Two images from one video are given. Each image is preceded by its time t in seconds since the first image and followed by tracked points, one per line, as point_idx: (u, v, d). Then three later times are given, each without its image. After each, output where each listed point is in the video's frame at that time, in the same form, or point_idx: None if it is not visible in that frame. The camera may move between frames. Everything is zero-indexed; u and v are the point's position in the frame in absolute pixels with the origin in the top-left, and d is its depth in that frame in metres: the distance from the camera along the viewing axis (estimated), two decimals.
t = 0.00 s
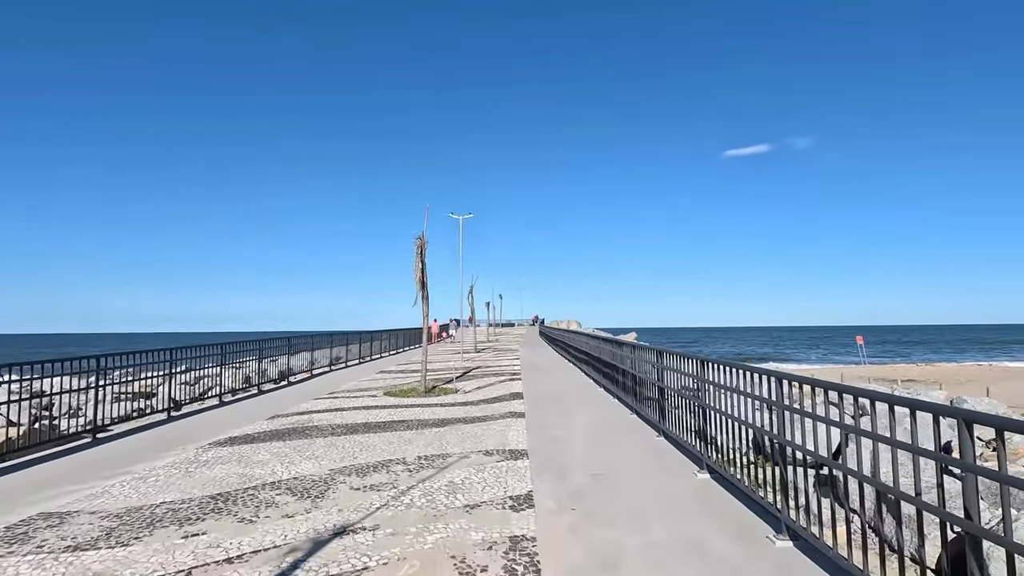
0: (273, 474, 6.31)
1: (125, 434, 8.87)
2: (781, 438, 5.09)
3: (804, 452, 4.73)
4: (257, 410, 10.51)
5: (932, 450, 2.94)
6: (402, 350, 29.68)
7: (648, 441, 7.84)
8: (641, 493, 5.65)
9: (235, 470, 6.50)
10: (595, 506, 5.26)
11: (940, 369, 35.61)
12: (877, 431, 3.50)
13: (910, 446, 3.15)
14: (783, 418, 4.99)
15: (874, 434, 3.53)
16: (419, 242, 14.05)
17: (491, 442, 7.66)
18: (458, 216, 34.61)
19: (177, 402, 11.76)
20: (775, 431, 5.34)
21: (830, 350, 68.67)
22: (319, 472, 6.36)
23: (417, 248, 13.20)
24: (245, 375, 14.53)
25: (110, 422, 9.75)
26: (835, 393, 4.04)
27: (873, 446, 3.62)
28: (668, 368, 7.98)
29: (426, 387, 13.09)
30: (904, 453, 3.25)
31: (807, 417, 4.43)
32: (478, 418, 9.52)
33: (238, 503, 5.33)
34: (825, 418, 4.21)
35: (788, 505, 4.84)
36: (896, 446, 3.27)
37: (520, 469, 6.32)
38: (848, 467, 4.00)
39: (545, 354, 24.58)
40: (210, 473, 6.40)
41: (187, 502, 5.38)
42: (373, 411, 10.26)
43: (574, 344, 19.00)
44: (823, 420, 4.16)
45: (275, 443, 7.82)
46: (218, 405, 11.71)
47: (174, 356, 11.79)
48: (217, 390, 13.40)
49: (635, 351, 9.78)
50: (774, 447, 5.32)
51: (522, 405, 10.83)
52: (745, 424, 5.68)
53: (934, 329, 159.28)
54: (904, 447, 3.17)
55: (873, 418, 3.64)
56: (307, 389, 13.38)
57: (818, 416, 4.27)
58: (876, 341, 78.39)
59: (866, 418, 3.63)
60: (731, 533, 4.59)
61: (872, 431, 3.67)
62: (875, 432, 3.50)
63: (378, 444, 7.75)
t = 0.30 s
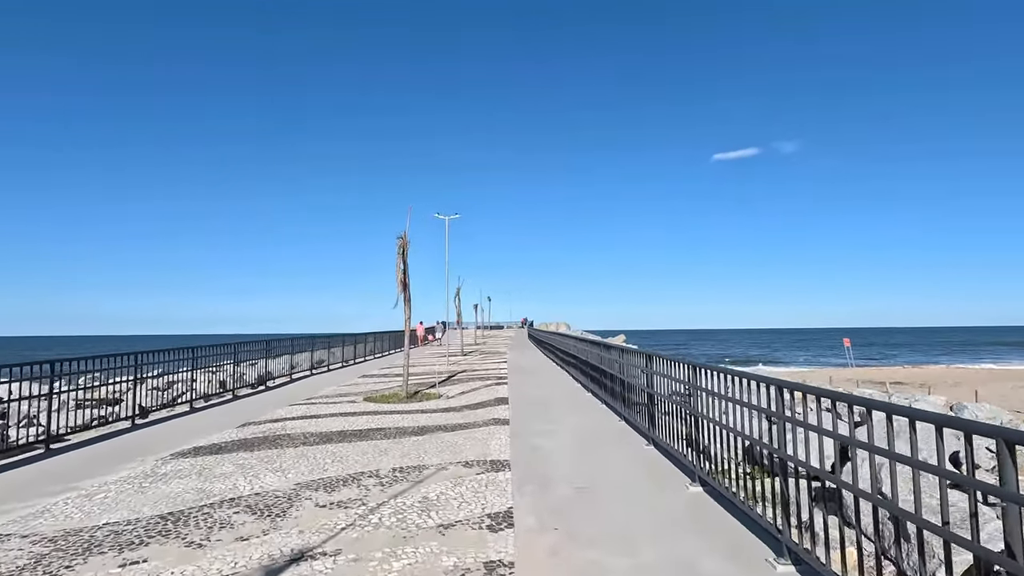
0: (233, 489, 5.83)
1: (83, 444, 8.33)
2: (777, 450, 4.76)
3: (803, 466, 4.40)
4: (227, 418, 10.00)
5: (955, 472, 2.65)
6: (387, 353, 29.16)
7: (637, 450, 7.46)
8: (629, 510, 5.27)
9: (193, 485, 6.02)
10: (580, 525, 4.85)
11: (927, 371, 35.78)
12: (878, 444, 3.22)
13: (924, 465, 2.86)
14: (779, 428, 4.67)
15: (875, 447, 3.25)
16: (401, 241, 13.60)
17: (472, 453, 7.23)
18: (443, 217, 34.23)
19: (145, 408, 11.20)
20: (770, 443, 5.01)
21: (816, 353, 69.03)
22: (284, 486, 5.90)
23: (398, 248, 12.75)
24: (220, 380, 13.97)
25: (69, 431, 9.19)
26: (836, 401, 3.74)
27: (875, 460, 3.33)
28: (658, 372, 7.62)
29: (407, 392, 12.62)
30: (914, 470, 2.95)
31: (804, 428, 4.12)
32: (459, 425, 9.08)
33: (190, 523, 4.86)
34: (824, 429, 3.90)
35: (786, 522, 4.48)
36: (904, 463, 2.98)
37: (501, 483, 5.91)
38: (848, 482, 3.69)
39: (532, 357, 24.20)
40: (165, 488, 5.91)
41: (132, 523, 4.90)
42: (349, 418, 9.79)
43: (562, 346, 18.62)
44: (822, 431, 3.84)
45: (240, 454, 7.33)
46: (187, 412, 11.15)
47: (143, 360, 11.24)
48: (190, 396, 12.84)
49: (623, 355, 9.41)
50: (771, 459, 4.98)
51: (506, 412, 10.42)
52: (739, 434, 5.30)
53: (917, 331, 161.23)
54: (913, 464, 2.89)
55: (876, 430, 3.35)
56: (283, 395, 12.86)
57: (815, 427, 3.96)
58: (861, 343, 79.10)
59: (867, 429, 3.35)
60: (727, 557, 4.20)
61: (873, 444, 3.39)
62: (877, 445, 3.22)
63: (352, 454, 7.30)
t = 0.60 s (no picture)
0: (187, 511, 5.33)
1: (36, 458, 7.77)
2: (776, 469, 4.41)
3: (802, 487, 4.04)
4: (196, 428, 9.44)
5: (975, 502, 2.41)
6: (373, 357, 28.59)
7: (627, 463, 7.02)
8: (618, 532, 4.85)
9: (144, 506, 5.51)
10: (564, 551, 4.41)
11: (915, 373, 35.78)
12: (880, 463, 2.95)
13: (940, 491, 2.61)
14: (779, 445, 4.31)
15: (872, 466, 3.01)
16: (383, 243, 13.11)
17: (452, 467, 6.77)
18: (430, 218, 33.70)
19: (110, 418, 10.62)
20: (769, 462, 4.66)
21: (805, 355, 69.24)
22: (244, 507, 5.41)
23: (380, 249, 12.28)
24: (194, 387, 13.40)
25: (24, 443, 8.61)
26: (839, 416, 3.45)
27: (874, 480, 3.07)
28: (649, 381, 7.22)
29: (389, 400, 12.12)
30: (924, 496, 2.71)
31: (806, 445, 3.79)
32: (441, 436, 8.61)
33: (131, 553, 4.36)
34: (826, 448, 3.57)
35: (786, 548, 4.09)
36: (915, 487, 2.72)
37: (481, 502, 5.46)
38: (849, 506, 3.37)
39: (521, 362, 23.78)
40: (114, 510, 5.40)
41: (67, 553, 4.41)
42: (325, 428, 9.28)
43: (551, 351, 18.21)
44: (824, 450, 3.52)
45: (203, 470, 6.82)
46: (155, 422, 10.59)
47: (109, 367, 10.67)
48: (161, 404, 12.27)
49: (613, 361, 9.01)
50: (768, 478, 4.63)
51: (491, 420, 9.97)
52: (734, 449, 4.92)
53: (903, 334, 162.82)
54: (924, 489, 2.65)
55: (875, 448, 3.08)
56: (259, 403, 12.30)
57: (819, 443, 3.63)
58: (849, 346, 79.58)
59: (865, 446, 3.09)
60: None
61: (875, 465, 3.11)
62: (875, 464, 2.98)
63: (323, 469, 6.81)
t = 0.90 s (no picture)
0: (138, 531, 4.87)
1: None
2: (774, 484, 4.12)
3: (799, 503, 3.75)
4: (162, 437, 8.94)
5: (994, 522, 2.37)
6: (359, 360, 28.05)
7: (617, 475, 6.62)
8: (607, 550, 4.48)
9: (91, 525, 5.04)
10: None
11: (905, 377, 35.82)
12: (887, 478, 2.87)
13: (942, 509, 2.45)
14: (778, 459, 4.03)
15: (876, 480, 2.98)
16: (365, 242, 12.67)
17: (432, 480, 6.35)
18: (418, 219, 33.23)
19: (74, 425, 10.07)
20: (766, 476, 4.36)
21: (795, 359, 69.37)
22: (201, 527, 4.96)
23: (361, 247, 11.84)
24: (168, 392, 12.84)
25: None
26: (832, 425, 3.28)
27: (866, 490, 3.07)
28: (641, 388, 6.87)
29: (370, 406, 11.66)
30: (934, 514, 2.67)
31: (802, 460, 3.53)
32: (421, 445, 8.17)
33: None
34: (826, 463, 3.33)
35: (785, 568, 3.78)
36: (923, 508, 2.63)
37: (460, 520, 5.04)
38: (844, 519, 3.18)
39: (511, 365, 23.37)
40: (57, 530, 4.92)
41: None
42: (301, 436, 8.81)
43: (541, 354, 17.81)
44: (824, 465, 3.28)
45: (163, 483, 6.35)
46: (122, 429, 10.06)
47: (73, 371, 10.12)
48: (131, 410, 11.71)
49: (603, 366, 8.65)
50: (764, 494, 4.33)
51: (475, 427, 9.56)
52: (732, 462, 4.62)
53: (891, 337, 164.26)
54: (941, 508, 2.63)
55: (874, 457, 3.04)
56: (235, 408, 11.79)
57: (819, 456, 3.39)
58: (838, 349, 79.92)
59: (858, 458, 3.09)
60: None
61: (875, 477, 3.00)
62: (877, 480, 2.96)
63: (293, 481, 6.36)
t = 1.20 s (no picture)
0: (83, 558, 4.41)
1: None
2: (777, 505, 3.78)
3: (804, 526, 3.42)
4: (130, 447, 8.45)
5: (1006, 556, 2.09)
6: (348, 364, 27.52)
7: (610, 490, 6.23)
8: None
9: (34, 550, 4.57)
10: None
11: (896, 380, 35.87)
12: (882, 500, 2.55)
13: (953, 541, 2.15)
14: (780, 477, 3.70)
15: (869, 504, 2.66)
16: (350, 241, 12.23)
17: (413, 497, 5.93)
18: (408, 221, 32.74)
19: (38, 434, 9.53)
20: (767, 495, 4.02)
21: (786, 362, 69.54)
22: (154, 552, 4.51)
23: (345, 246, 11.42)
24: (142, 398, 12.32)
25: None
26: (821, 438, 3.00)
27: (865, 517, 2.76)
28: (635, 397, 6.53)
29: (354, 412, 11.21)
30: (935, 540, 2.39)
31: (799, 478, 3.23)
32: (404, 456, 7.73)
33: None
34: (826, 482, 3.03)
35: None
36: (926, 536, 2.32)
37: (440, 543, 4.64)
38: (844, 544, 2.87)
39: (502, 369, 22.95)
40: None
41: None
42: (277, 446, 8.35)
43: (532, 358, 17.42)
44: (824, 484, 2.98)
45: (122, 500, 5.88)
46: (90, 438, 9.55)
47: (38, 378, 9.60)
48: (103, 418, 11.19)
49: (595, 373, 8.28)
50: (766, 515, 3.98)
51: (462, 436, 9.14)
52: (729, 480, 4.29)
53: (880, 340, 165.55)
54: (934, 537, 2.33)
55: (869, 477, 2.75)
56: (212, 416, 11.29)
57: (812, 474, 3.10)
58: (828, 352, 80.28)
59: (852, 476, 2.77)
60: None
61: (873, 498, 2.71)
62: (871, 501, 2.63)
63: (263, 497, 5.92)
